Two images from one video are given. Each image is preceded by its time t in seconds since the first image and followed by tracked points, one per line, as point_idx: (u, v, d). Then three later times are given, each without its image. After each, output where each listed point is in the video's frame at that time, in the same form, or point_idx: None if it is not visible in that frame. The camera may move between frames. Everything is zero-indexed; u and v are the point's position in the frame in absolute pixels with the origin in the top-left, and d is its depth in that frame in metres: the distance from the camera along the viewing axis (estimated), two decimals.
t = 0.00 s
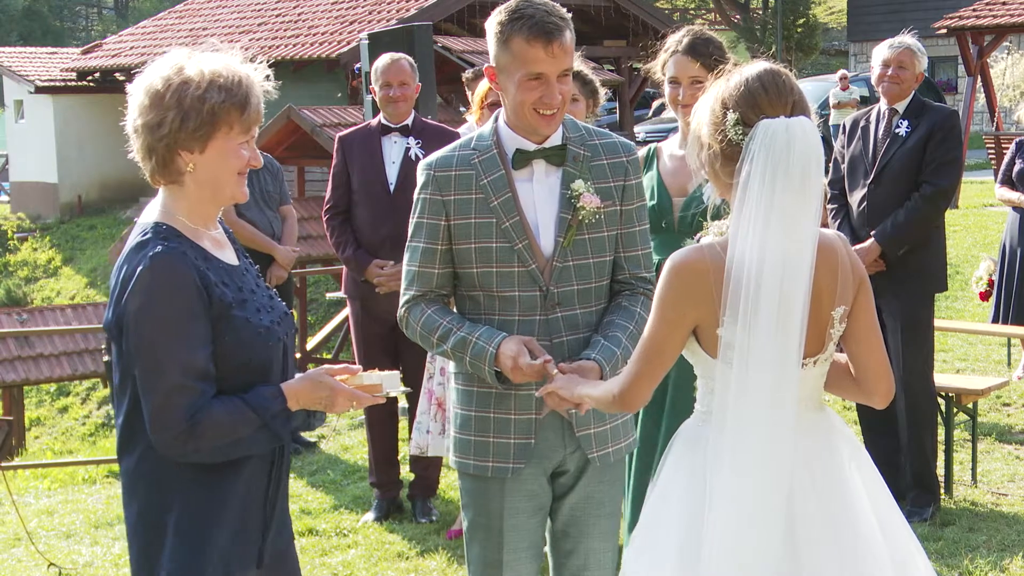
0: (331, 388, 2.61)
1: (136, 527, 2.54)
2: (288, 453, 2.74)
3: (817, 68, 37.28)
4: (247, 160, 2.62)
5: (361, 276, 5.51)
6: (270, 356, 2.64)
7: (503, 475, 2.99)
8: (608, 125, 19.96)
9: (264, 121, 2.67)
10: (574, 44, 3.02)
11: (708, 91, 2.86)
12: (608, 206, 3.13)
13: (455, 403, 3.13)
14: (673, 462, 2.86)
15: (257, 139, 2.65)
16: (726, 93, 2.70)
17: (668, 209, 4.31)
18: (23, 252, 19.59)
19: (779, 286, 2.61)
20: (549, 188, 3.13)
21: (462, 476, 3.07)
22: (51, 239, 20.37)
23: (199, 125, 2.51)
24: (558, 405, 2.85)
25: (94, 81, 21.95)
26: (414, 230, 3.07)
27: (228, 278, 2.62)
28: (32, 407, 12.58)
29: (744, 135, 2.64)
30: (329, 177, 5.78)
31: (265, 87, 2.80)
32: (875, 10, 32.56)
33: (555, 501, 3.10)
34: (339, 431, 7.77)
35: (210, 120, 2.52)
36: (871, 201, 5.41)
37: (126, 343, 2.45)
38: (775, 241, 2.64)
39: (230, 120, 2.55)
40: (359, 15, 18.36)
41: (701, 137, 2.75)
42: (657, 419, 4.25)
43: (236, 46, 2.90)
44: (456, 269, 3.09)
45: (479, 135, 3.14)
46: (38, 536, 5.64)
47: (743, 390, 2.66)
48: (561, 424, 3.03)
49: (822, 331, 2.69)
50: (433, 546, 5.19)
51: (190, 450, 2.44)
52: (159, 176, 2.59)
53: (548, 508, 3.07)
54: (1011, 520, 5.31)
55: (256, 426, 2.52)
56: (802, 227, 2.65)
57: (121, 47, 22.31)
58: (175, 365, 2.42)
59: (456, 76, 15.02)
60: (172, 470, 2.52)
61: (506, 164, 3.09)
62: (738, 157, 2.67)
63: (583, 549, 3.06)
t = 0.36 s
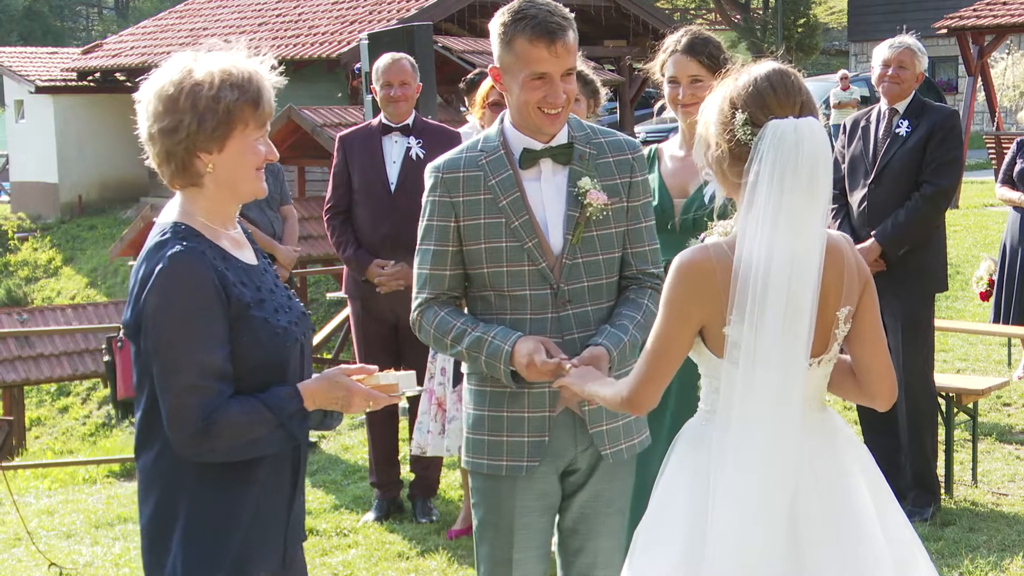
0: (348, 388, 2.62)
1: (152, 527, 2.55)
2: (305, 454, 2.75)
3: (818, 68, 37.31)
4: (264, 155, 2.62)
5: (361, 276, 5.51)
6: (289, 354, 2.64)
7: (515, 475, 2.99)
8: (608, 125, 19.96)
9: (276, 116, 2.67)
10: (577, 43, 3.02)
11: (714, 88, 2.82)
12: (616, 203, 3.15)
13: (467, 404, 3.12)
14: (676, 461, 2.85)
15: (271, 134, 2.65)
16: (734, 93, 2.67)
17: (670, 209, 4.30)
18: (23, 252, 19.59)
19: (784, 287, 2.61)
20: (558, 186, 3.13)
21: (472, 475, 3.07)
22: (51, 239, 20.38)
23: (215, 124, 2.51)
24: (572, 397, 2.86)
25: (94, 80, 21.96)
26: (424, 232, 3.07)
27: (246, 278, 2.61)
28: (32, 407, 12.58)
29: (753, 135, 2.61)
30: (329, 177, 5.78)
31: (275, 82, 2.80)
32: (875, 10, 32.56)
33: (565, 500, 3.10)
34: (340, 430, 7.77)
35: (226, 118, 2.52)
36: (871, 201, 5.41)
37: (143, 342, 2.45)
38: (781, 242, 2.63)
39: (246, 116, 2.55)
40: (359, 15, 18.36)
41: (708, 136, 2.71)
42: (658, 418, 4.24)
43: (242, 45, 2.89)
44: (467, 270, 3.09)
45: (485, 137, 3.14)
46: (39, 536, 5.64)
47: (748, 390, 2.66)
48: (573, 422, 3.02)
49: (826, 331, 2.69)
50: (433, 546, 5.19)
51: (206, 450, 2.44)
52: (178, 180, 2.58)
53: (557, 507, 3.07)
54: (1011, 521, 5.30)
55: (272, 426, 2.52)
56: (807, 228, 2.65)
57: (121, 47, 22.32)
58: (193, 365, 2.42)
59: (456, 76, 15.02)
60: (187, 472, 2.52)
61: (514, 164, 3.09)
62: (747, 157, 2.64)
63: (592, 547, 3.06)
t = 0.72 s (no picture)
0: (370, 387, 2.62)
1: (174, 526, 2.55)
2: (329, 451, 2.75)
3: (817, 68, 37.36)
4: (284, 155, 2.62)
5: (361, 275, 5.51)
6: (311, 352, 2.63)
7: (522, 472, 3.00)
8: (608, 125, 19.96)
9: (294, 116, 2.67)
10: (586, 45, 3.02)
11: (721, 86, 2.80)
12: (626, 202, 3.14)
13: (479, 403, 3.12)
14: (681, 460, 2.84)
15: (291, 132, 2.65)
16: (742, 92, 2.65)
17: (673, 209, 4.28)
18: (23, 252, 19.60)
19: (793, 286, 2.60)
20: (569, 185, 3.12)
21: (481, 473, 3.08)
22: (51, 239, 20.38)
23: (235, 123, 2.51)
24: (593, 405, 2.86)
25: (94, 81, 21.96)
26: (438, 232, 3.08)
27: (268, 275, 2.61)
28: (32, 407, 12.59)
29: (763, 135, 2.60)
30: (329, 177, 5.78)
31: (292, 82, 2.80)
32: (875, 10, 32.56)
33: (571, 498, 3.11)
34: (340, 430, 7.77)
35: (246, 116, 2.52)
36: (871, 201, 5.41)
37: (167, 341, 2.44)
38: (791, 242, 2.63)
39: (265, 115, 2.55)
40: (359, 15, 18.35)
41: (715, 136, 2.69)
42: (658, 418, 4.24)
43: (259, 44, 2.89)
44: (481, 269, 3.09)
45: (498, 138, 3.14)
46: (38, 536, 5.64)
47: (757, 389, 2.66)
48: (582, 420, 3.03)
49: (832, 330, 2.69)
50: (433, 546, 5.19)
51: (230, 447, 2.44)
52: (197, 180, 2.58)
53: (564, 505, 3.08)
54: (1011, 521, 5.30)
55: (294, 424, 2.51)
56: (814, 228, 2.65)
57: (121, 47, 22.33)
58: (217, 363, 2.41)
59: (456, 77, 15.03)
60: (209, 471, 2.53)
61: (526, 165, 3.09)
62: (758, 157, 2.62)
63: (598, 547, 3.06)
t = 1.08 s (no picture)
0: (385, 385, 2.62)
1: (190, 525, 2.55)
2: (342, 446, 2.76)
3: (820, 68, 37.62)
4: (295, 157, 2.61)
5: (361, 275, 5.50)
6: (324, 350, 2.63)
7: (529, 472, 3.00)
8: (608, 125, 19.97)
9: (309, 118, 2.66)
10: (590, 53, 2.96)
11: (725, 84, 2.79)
12: (638, 207, 3.13)
13: (486, 402, 3.12)
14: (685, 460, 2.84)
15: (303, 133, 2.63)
16: (746, 91, 2.63)
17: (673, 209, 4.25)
18: (23, 252, 19.61)
19: (798, 284, 2.61)
20: (581, 188, 3.12)
21: (487, 473, 3.08)
22: (51, 239, 20.37)
23: (246, 123, 2.50)
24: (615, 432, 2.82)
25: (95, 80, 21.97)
26: (450, 229, 3.08)
27: (280, 274, 2.60)
28: (32, 407, 12.59)
29: (769, 134, 2.58)
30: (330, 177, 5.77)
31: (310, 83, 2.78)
32: (875, 10, 32.57)
33: (576, 497, 3.11)
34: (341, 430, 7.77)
35: (257, 117, 2.51)
36: (870, 201, 5.41)
37: (181, 339, 2.44)
38: (796, 240, 2.63)
39: (277, 117, 2.54)
40: (360, 16, 18.34)
41: (720, 135, 2.67)
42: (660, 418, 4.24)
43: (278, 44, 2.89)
44: (491, 268, 3.08)
45: (512, 139, 3.14)
46: (38, 536, 5.64)
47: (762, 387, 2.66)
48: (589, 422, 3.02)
49: (837, 329, 2.69)
50: (433, 546, 5.19)
51: (246, 445, 2.43)
52: (209, 177, 2.58)
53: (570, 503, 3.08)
54: (1011, 521, 5.30)
55: (310, 421, 2.50)
56: (819, 226, 2.65)
57: (121, 47, 22.32)
58: (231, 360, 2.40)
59: (456, 77, 15.02)
60: (225, 470, 2.52)
61: (540, 165, 3.09)
62: (764, 156, 2.61)
63: (603, 546, 3.07)
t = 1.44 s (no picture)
0: (392, 383, 2.61)
1: (196, 524, 2.55)
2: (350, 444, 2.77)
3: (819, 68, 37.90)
4: (300, 162, 2.58)
5: (362, 275, 5.50)
6: (330, 349, 2.62)
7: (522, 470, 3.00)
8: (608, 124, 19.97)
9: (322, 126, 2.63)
10: (590, 61, 2.95)
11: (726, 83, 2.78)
12: (646, 213, 3.09)
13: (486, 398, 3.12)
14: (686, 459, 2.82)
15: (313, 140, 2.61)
16: (752, 90, 2.61)
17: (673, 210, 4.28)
18: (23, 251, 19.60)
19: (803, 282, 2.59)
20: (588, 189, 3.12)
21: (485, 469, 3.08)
22: (51, 239, 20.37)
23: (252, 123, 2.49)
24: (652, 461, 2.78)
25: (94, 80, 21.96)
26: (455, 224, 3.09)
27: (285, 273, 2.60)
28: (32, 407, 12.58)
29: (777, 138, 2.58)
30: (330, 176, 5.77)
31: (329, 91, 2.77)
32: (875, 10, 32.56)
33: (574, 496, 3.11)
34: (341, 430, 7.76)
35: (264, 119, 2.50)
36: (870, 201, 5.41)
37: (185, 339, 2.43)
38: (801, 238, 2.61)
39: (285, 120, 2.52)
40: (360, 15, 18.32)
41: (723, 134, 2.64)
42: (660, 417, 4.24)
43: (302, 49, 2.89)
44: (494, 266, 3.09)
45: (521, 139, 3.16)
46: (38, 536, 5.64)
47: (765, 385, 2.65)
48: (581, 422, 3.02)
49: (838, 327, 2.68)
50: (433, 546, 5.19)
51: (252, 445, 2.42)
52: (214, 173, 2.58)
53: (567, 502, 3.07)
54: (1011, 521, 5.30)
55: (316, 420, 2.49)
56: (823, 225, 2.64)
57: (121, 47, 22.32)
58: (235, 359, 2.40)
59: (456, 77, 15.02)
60: (231, 468, 2.52)
61: (544, 165, 3.10)
62: (771, 157, 2.60)
63: (601, 546, 3.07)
